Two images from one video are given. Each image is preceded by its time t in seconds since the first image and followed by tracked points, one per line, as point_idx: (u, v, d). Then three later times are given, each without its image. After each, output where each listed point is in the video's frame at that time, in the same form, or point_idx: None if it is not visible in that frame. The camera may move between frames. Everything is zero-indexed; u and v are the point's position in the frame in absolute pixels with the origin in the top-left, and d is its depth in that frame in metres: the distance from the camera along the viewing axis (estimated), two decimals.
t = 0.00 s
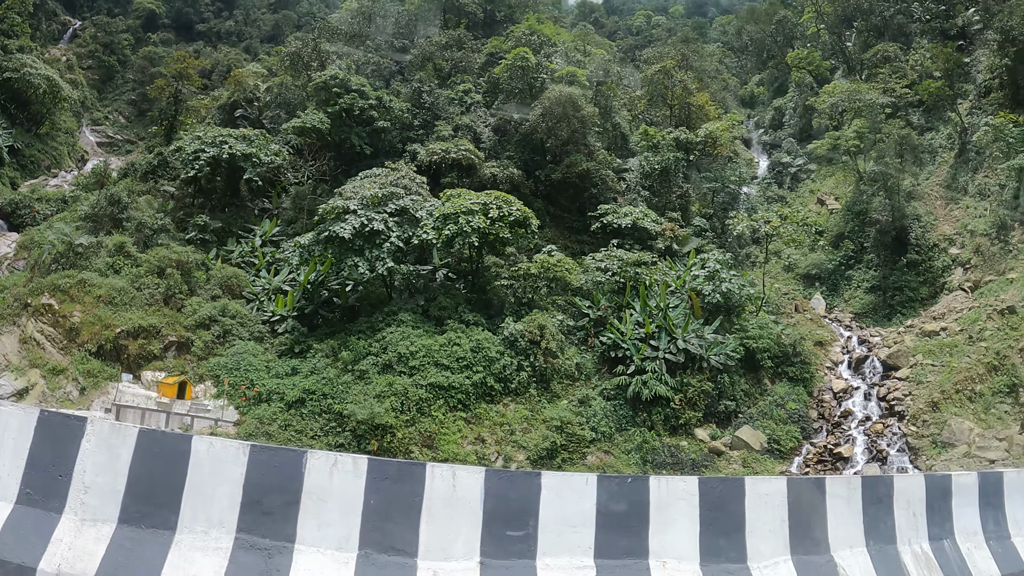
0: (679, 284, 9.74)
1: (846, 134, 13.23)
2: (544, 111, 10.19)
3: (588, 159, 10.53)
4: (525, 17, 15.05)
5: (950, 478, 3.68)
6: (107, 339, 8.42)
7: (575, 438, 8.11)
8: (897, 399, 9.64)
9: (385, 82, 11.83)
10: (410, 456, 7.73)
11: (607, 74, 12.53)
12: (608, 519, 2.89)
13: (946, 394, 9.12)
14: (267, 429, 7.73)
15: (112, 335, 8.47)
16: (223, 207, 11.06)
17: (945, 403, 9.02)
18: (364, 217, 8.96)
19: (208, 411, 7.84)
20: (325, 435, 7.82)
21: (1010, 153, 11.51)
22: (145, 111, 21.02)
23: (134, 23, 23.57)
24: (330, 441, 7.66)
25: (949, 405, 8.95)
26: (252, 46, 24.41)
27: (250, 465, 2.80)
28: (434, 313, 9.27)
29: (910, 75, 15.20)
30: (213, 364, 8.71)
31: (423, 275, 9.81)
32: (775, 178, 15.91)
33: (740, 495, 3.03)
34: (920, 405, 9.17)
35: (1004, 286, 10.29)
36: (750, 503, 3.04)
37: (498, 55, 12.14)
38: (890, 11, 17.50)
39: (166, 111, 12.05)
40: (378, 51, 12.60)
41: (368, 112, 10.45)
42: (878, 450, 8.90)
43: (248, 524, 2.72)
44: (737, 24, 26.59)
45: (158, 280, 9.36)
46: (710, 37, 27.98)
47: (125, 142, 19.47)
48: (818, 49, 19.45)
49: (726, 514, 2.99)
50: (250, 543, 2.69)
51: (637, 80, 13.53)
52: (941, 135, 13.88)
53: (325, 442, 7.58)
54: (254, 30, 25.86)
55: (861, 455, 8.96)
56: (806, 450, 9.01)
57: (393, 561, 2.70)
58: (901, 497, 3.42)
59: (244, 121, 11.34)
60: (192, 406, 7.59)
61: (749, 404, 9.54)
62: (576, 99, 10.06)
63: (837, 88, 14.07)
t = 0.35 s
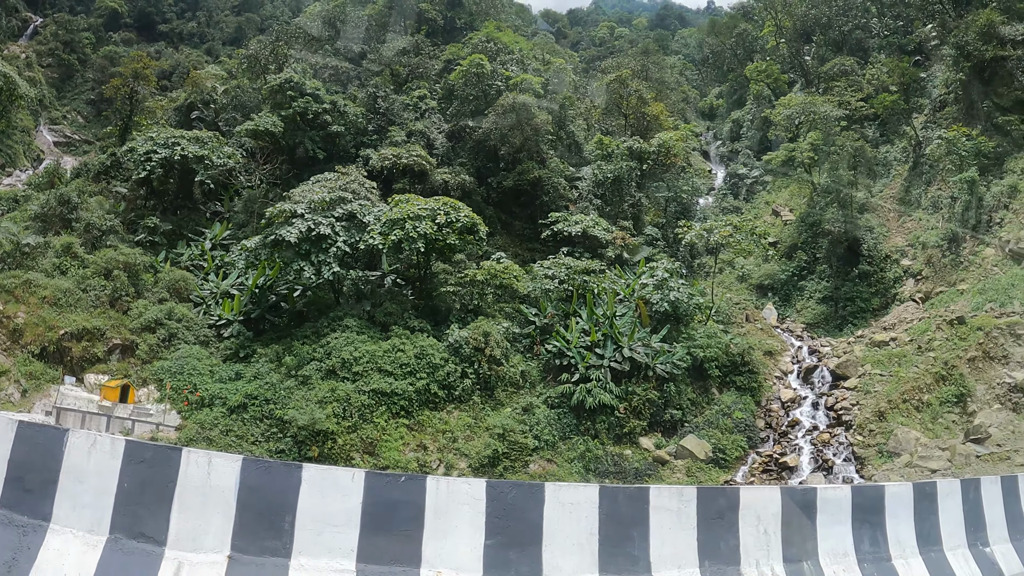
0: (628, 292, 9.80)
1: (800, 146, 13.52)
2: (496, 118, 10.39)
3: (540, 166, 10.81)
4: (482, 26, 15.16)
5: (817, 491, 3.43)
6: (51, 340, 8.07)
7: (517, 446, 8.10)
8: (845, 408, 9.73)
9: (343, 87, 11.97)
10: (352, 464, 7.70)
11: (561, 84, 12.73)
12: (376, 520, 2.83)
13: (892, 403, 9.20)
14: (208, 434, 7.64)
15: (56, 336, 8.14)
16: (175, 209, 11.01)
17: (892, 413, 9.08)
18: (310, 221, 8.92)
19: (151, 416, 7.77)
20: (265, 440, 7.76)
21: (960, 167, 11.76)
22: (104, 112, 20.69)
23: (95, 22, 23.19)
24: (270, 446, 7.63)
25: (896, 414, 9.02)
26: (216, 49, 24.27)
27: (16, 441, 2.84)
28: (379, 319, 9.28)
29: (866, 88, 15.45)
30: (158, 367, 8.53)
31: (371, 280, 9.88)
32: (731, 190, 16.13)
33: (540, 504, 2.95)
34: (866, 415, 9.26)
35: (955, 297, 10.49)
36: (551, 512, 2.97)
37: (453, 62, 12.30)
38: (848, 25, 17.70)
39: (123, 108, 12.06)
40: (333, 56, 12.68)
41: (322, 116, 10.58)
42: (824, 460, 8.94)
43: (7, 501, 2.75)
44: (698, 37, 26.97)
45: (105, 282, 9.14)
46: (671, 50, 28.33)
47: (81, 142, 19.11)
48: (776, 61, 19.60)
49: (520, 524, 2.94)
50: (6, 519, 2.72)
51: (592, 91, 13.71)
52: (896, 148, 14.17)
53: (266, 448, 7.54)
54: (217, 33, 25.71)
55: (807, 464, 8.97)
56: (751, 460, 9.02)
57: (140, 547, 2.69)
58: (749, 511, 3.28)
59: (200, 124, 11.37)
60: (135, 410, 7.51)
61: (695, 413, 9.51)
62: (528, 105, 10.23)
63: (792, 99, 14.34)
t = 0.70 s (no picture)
0: (594, 299, 9.79)
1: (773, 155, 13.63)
2: (467, 124, 10.49)
3: (510, 172, 10.88)
4: (456, 32, 15.23)
5: (679, 502, 3.39)
6: (10, 339, 7.97)
7: (477, 452, 8.09)
8: (810, 418, 9.75)
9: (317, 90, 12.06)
10: (310, 468, 7.69)
11: (533, 91, 12.88)
12: (164, 504, 2.97)
13: (858, 413, 9.23)
14: (167, 437, 7.59)
15: (16, 336, 8.04)
16: (144, 209, 10.96)
17: (857, 423, 9.10)
18: (275, 224, 8.90)
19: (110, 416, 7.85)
20: (224, 444, 7.73)
21: (932, 178, 11.78)
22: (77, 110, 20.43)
23: (73, 20, 22.87)
24: (229, 450, 7.61)
25: (861, 425, 9.04)
26: (195, 50, 24.22)
27: None
28: (343, 323, 9.28)
29: (840, 99, 15.53)
30: (120, 368, 8.40)
31: (337, 284, 9.93)
32: (704, 199, 16.24)
33: (336, 501, 3.03)
34: (831, 425, 9.27)
35: (924, 308, 10.55)
36: (349, 509, 3.03)
37: (426, 67, 12.43)
38: (824, 37, 17.85)
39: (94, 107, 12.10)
40: (306, 59, 12.77)
41: (293, 119, 10.65)
42: (787, 469, 8.91)
43: None
44: (676, 48, 27.22)
45: (69, 281, 9.02)
46: (649, 60, 28.50)
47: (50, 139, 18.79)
48: (753, 71, 19.84)
49: (315, 520, 3.00)
50: None
51: (565, 98, 13.83)
52: (869, 159, 14.29)
53: (224, 451, 7.54)
54: (196, 34, 25.63)
55: (770, 473, 8.94)
56: (715, 469, 8.98)
57: None
58: (590, 522, 3.24)
59: (173, 124, 11.35)
60: (94, 411, 7.67)
61: (659, 421, 9.44)
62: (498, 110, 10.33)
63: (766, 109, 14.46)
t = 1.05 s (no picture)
0: (576, 304, 9.76)
1: (762, 161, 13.64)
2: (453, 127, 10.52)
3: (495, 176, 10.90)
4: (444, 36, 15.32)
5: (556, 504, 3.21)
6: None
7: (454, 456, 8.04)
8: (792, 425, 9.69)
9: (304, 93, 12.15)
10: (286, 471, 7.63)
11: (520, 95, 12.94)
12: None
13: (841, 420, 9.18)
14: (144, 438, 7.53)
15: None
16: (130, 209, 10.95)
17: (840, 430, 9.05)
18: (256, 224, 8.88)
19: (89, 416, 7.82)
20: (200, 445, 7.67)
21: (920, 184, 11.75)
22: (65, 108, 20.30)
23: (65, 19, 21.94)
24: (204, 451, 7.53)
25: (844, 432, 8.97)
26: (186, 50, 24.23)
27: None
28: (323, 325, 9.26)
29: (828, 105, 15.54)
30: (99, 368, 8.34)
31: (320, 286, 9.90)
32: (692, 205, 16.26)
33: (169, 480, 2.98)
34: (813, 432, 9.20)
35: (910, 314, 10.49)
36: (180, 493, 2.99)
37: (413, 71, 12.50)
38: (814, 44, 17.92)
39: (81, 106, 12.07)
40: (295, 61, 12.84)
41: (280, 121, 10.69)
42: (769, 476, 8.83)
43: None
44: (667, 55, 27.36)
45: (51, 281, 8.98)
46: (640, 67, 28.55)
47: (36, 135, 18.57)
48: (743, 79, 19.91)
49: (143, 501, 2.96)
50: None
51: (551, 104, 13.89)
52: (858, 166, 14.29)
53: (199, 453, 7.44)
54: (188, 35, 25.66)
55: (751, 480, 8.87)
56: (695, 475, 8.92)
57: None
58: (446, 521, 3.10)
59: (161, 125, 11.33)
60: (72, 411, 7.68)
61: (640, 427, 9.39)
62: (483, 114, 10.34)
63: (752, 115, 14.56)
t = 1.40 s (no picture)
0: (561, 309, 9.75)
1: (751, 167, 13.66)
2: (440, 130, 10.53)
3: (481, 180, 10.90)
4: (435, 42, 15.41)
5: (434, 505, 3.21)
6: None
7: (434, 461, 8.01)
8: (777, 432, 9.63)
9: (293, 96, 12.20)
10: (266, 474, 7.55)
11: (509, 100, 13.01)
12: None
13: (826, 427, 9.13)
14: (125, 439, 7.49)
15: None
16: (117, 210, 10.94)
17: (825, 437, 8.99)
18: (240, 227, 8.87)
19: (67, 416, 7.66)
20: (181, 448, 7.63)
21: (908, 191, 11.74)
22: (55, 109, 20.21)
23: (59, 21, 21.38)
24: (184, 454, 7.48)
25: (829, 439, 8.91)
26: (178, 52, 24.19)
27: None
28: (306, 328, 9.25)
29: (818, 112, 15.55)
30: (81, 369, 8.28)
31: (304, 289, 9.90)
32: (682, 212, 16.24)
33: (30, 462, 3.08)
34: (798, 439, 9.15)
35: (898, 321, 10.46)
36: (44, 474, 3.07)
37: (402, 75, 12.55)
38: (806, 51, 17.98)
39: (71, 107, 12.08)
40: (284, 65, 12.89)
41: (267, 123, 10.72)
42: (752, 483, 8.77)
43: None
44: (659, 63, 27.37)
45: (36, 281, 8.90)
46: (632, 74, 28.51)
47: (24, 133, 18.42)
48: (734, 86, 19.99)
49: (6, 482, 3.06)
50: None
51: (539, 109, 13.93)
52: (847, 173, 14.27)
53: (178, 455, 7.40)
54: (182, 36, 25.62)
55: (735, 487, 8.81)
56: (678, 482, 8.85)
57: None
58: (313, 518, 3.13)
59: (150, 126, 11.32)
60: (52, 412, 7.48)
61: (623, 433, 9.35)
62: (471, 117, 10.37)
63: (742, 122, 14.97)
